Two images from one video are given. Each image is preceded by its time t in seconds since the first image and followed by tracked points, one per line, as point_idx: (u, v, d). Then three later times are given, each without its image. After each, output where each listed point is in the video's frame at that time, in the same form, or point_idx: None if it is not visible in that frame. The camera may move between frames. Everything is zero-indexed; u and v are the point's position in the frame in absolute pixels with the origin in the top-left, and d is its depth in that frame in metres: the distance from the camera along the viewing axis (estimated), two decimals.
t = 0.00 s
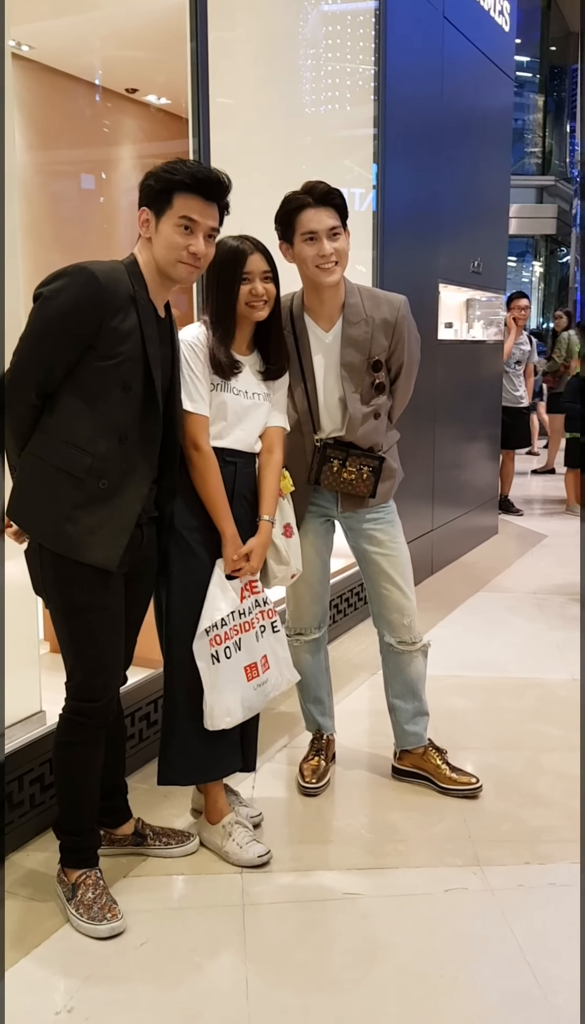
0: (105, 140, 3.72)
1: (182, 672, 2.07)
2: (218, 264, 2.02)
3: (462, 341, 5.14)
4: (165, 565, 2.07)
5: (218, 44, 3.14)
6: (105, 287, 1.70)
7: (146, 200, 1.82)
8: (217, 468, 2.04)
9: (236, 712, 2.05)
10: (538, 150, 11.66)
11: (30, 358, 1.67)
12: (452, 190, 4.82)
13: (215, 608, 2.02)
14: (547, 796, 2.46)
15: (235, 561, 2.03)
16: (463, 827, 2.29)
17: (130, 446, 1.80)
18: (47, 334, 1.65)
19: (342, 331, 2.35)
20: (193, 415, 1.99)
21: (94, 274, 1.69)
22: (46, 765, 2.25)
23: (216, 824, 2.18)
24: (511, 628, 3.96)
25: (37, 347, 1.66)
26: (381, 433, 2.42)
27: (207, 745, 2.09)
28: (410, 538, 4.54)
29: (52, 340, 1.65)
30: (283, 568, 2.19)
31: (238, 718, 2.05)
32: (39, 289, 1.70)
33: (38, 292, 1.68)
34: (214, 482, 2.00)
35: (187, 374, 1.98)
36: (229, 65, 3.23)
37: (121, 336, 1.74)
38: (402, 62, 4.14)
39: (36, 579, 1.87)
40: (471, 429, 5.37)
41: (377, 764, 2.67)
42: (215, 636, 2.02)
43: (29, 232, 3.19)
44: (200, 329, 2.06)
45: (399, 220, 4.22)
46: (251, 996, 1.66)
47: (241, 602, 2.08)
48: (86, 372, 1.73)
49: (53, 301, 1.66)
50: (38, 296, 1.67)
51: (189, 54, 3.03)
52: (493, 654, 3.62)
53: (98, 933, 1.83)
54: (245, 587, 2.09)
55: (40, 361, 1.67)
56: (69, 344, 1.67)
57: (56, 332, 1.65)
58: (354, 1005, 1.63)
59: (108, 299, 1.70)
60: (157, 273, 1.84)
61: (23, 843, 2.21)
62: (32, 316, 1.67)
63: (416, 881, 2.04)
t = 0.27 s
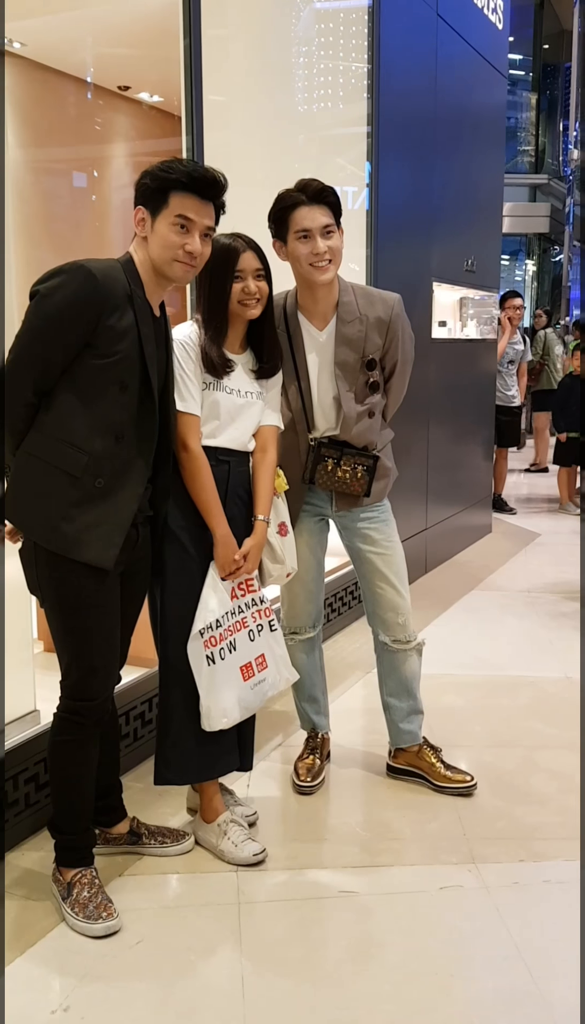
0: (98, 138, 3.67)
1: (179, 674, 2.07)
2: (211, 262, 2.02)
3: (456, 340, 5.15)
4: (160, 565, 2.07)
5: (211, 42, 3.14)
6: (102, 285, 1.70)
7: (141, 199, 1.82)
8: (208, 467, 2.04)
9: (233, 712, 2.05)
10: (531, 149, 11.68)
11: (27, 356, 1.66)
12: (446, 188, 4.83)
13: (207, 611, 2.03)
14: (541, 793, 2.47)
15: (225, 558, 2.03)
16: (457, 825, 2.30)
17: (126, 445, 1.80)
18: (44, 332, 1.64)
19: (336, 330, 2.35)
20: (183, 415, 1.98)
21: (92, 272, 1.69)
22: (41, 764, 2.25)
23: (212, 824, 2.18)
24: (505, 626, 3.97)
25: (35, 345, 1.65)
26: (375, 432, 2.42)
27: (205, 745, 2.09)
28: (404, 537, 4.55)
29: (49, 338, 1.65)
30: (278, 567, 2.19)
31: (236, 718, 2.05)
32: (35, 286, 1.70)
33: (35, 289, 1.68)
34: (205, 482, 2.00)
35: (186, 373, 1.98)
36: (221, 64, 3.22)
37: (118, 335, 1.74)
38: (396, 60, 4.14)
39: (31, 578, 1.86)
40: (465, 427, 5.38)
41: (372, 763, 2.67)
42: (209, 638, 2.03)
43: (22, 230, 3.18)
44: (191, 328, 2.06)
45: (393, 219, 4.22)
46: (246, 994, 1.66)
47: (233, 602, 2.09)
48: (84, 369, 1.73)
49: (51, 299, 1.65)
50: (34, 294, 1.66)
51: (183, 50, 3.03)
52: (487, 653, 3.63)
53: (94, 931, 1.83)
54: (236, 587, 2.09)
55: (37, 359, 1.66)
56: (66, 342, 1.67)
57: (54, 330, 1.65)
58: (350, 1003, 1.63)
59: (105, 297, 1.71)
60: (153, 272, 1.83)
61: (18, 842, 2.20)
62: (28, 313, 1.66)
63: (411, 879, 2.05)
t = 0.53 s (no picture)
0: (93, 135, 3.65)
1: (182, 675, 2.06)
2: (206, 260, 2.01)
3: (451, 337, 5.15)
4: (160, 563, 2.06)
5: (205, 39, 3.13)
6: (95, 283, 1.70)
7: (134, 196, 1.82)
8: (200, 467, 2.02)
9: (238, 711, 2.06)
10: (526, 146, 11.68)
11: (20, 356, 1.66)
12: (441, 186, 4.82)
13: (211, 612, 2.02)
14: (538, 790, 2.48)
15: (218, 554, 2.00)
16: (455, 822, 2.30)
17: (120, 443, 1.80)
18: (37, 331, 1.64)
19: (332, 328, 2.35)
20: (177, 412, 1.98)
21: (84, 270, 1.69)
22: (38, 763, 2.25)
23: (210, 821, 2.19)
24: (501, 624, 3.98)
25: (28, 344, 1.65)
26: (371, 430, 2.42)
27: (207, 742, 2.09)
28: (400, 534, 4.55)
29: (43, 337, 1.65)
30: (275, 564, 2.19)
31: (240, 716, 2.07)
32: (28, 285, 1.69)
33: (28, 289, 1.67)
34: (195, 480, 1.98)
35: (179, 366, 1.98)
36: (215, 61, 3.22)
37: (111, 333, 1.74)
38: (391, 57, 4.13)
39: (27, 578, 1.86)
40: (461, 425, 5.39)
41: (369, 760, 2.67)
42: (215, 639, 2.02)
43: (16, 228, 3.17)
44: (188, 327, 2.06)
45: (389, 216, 4.22)
46: (245, 992, 1.66)
47: (234, 600, 2.08)
48: (78, 368, 1.73)
49: (44, 298, 1.65)
50: (27, 293, 1.66)
51: (177, 48, 3.02)
52: (484, 650, 3.63)
53: (92, 930, 1.83)
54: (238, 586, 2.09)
55: (31, 358, 1.66)
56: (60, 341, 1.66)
57: (47, 329, 1.65)
58: (348, 1000, 1.64)
59: (99, 295, 1.70)
60: (147, 269, 1.83)
61: (16, 841, 2.20)
62: (21, 313, 1.66)
63: (408, 876, 2.05)
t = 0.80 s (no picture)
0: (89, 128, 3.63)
1: (186, 675, 2.06)
2: (203, 255, 2.00)
3: (448, 332, 5.15)
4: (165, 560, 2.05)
5: (201, 34, 3.12)
6: (87, 278, 1.69)
7: (126, 191, 1.80)
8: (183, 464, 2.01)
9: (243, 705, 2.09)
10: (522, 141, 11.67)
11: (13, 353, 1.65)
12: (436, 180, 4.82)
13: (211, 611, 2.02)
14: (535, 785, 2.48)
15: (195, 545, 1.97)
16: (452, 817, 2.30)
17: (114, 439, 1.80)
18: (28, 328, 1.63)
19: (328, 323, 2.34)
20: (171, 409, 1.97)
21: (76, 266, 1.68)
22: (35, 759, 2.24)
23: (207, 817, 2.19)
24: (498, 619, 3.98)
25: (20, 341, 1.64)
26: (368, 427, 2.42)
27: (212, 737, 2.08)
28: (396, 529, 4.55)
29: (34, 333, 1.64)
30: (274, 560, 2.20)
31: (246, 710, 2.09)
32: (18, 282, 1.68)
33: (19, 285, 1.67)
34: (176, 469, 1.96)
35: (173, 363, 1.97)
36: (210, 55, 3.20)
37: (103, 328, 1.73)
38: (387, 52, 4.12)
39: (22, 576, 1.85)
40: (457, 420, 5.38)
41: (366, 756, 2.67)
42: (217, 636, 2.04)
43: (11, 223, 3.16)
44: (185, 321, 2.04)
45: (384, 211, 4.21)
46: (243, 988, 1.66)
47: (233, 596, 2.08)
48: (71, 364, 1.72)
49: (35, 294, 1.64)
50: (18, 290, 1.65)
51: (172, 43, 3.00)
52: (481, 645, 3.64)
53: (89, 926, 1.83)
54: (237, 580, 2.09)
55: (23, 355, 1.65)
56: (51, 338, 1.66)
57: (38, 325, 1.64)
58: (346, 997, 1.64)
59: (91, 291, 1.69)
60: (139, 265, 1.82)
61: (13, 838, 2.20)
62: (13, 310, 1.65)
63: (405, 871, 2.05)
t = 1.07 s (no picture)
0: (85, 128, 3.63)
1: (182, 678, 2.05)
2: (199, 254, 2.00)
3: (445, 331, 5.15)
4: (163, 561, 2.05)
5: (196, 33, 3.12)
6: (80, 278, 1.69)
7: (117, 191, 1.80)
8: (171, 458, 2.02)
9: (244, 703, 2.08)
10: (518, 139, 11.68)
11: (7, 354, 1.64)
12: (433, 179, 4.82)
13: (205, 613, 2.02)
14: (535, 783, 2.48)
15: (172, 538, 1.98)
16: (452, 816, 2.30)
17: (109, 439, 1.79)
18: (22, 329, 1.63)
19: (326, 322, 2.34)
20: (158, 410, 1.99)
21: (69, 267, 1.68)
22: (35, 761, 2.24)
23: (207, 817, 2.18)
24: (496, 617, 3.98)
25: (15, 341, 1.63)
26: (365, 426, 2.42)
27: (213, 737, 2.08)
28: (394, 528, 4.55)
29: (28, 334, 1.64)
30: (277, 560, 2.22)
31: (246, 707, 2.09)
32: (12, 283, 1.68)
33: (13, 286, 1.66)
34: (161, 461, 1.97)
35: (167, 365, 1.97)
36: (206, 55, 3.20)
37: (97, 329, 1.73)
38: (382, 50, 4.12)
39: (19, 578, 1.85)
40: (454, 418, 5.39)
41: (366, 755, 2.67)
42: (213, 636, 2.04)
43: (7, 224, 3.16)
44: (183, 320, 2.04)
45: (381, 210, 4.21)
46: (244, 988, 1.66)
47: (229, 595, 2.08)
48: (66, 364, 1.72)
49: (29, 295, 1.64)
50: (11, 291, 1.65)
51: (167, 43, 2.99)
52: (480, 644, 3.64)
53: (90, 927, 1.83)
54: (232, 577, 2.09)
55: (18, 356, 1.65)
56: (45, 338, 1.65)
57: (32, 326, 1.63)
58: (347, 997, 1.63)
59: (84, 291, 1.69)
60: (132, 264, 1.82)
61: (13, 839, 2.20)
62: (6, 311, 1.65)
63: (406, 871, 2.05)
